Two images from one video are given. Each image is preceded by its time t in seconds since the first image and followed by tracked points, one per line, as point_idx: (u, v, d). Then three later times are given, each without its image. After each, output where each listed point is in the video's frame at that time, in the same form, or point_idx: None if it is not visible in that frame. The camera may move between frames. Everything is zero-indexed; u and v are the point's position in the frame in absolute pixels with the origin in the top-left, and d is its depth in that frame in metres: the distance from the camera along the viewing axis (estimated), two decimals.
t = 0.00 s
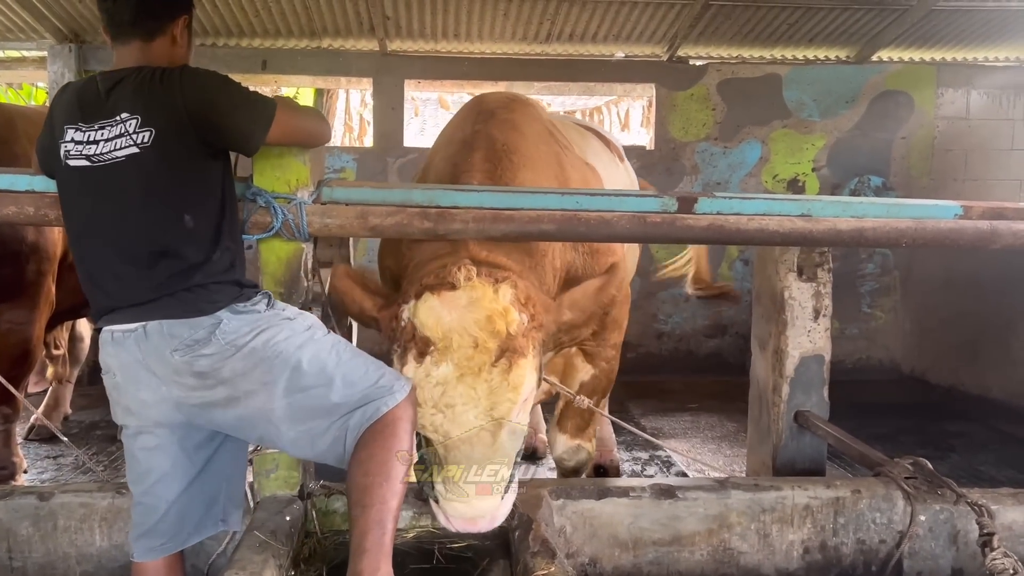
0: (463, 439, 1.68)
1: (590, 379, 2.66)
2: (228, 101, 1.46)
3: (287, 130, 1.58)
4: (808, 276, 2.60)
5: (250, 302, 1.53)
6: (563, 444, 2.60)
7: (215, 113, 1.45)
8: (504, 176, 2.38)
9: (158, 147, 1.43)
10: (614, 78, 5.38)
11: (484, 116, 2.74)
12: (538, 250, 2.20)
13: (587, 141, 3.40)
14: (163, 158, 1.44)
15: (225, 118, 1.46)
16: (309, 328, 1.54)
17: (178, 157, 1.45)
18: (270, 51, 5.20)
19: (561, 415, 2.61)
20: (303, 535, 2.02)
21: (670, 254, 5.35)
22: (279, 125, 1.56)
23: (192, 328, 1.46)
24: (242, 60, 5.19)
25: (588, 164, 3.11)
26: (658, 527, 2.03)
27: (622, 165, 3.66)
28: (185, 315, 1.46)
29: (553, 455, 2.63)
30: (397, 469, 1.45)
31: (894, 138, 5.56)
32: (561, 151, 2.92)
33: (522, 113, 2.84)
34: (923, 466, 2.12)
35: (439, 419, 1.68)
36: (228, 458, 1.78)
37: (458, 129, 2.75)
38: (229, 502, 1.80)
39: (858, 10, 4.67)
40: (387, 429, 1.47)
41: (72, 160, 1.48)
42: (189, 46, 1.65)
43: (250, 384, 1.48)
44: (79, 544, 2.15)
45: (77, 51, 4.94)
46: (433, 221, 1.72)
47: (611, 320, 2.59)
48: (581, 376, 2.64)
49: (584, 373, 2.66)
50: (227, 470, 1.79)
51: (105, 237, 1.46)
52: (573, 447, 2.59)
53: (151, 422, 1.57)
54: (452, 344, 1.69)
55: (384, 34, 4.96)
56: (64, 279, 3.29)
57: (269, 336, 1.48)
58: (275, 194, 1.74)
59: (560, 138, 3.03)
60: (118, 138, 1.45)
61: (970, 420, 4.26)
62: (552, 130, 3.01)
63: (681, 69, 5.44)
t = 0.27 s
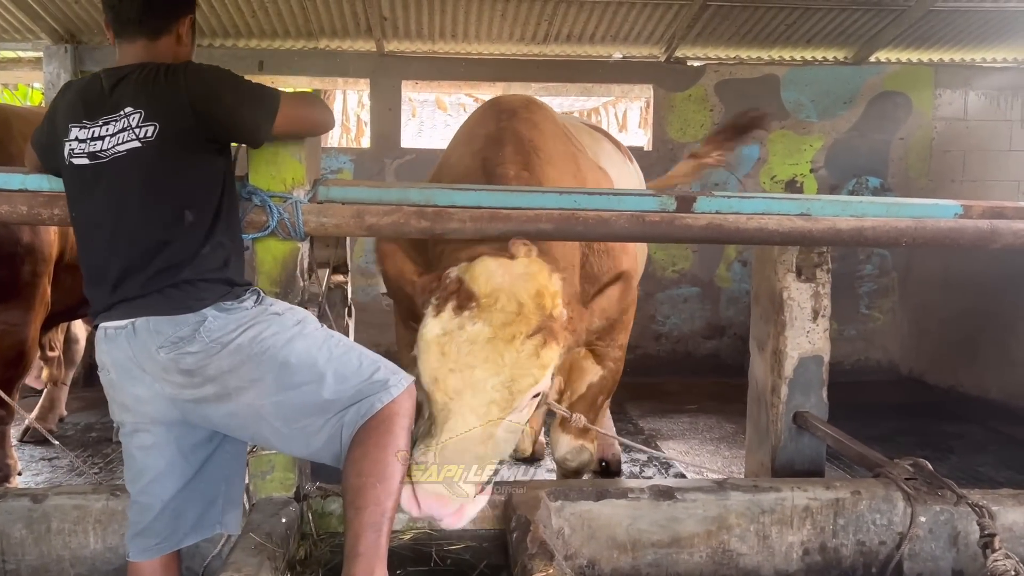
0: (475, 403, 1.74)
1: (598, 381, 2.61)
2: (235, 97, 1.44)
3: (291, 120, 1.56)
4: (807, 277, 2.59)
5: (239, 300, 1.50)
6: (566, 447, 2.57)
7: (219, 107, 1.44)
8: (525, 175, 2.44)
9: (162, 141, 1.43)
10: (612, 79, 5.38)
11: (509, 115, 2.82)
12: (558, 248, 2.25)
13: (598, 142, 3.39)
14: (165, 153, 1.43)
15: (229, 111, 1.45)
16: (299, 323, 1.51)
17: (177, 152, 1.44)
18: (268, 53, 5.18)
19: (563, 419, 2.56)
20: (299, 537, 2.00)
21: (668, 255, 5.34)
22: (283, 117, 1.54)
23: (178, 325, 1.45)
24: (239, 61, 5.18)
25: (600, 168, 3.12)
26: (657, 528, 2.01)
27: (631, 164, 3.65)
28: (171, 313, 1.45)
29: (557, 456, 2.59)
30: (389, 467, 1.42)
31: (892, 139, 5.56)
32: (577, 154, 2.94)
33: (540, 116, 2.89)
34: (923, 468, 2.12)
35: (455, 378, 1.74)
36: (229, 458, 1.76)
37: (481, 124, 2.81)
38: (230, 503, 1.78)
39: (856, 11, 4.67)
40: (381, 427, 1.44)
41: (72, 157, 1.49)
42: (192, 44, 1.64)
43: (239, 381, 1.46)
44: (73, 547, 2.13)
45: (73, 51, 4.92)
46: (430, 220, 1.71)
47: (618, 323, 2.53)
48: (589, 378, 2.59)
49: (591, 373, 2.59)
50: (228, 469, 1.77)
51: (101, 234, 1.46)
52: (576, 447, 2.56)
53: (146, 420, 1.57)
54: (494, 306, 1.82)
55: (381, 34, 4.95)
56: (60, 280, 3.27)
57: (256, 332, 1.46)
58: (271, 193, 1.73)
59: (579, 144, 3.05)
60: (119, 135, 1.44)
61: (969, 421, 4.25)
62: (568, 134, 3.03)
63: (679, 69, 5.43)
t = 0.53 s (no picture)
0: (485, 374, 1.75)
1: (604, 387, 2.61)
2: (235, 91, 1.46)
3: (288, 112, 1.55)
4: (806, 279, 2.56)
5: (224, 300, 1.46)
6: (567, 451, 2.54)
7: (223, 101, 1.45)
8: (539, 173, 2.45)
9: (162, 136, 1.41)
10: (609, 80, 5.36)
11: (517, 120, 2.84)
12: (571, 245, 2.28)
13: (600, 142, 3.37)
14: (166, 148, 1.42)
15: (231, 105, 1.46)
16: (284, 320, 1.47)
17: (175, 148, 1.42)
18: (263, 54, 5.15)
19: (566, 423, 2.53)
20: (292, 544, 1.96)
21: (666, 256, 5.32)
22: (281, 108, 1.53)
23: (160, 326, 1.41)
24: (233, 62, 5.14)
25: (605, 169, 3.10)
26: (656, 534, 1.99)
27: (632, 162, 3.62)
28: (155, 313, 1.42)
29: (558, 459, 2.55)
30: (379, 468, 1.39)
31: (890, 141, 5.56)
32: (584, 154, 2.92)
33: (547, 119, 2.90)
34: (925, 472, 2.10)
35: (467, 349, 1.77)
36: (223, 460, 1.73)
37: (493, 131, 2.84)
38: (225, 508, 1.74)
39: (854, 12, 4.66)
40: (370, 427, 1.40)
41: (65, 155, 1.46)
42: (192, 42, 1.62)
43: (224, 382, 1.42)
44: (63, 554, 2.09)
45: (66, 52, 4.88)
46: (425, 221, 1.68)
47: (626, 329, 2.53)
48: (598, 383, 2.59)
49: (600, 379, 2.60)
50: (221, 472, 1.73)
51: (92, 234, 1.44)
52: (578, 450, 2.53)
53: (134, 424, 1.54)
54: (514, 289, 1.87)
55: (377, 35, 4.92)
56: (51, 283, 3.24)
57: (239, 331, 1.43)
58: (263, 194, 1.71)
59: (584, 143, 3.04)
60: (117, 131, 1.41)
61: (968, 424, 4.24)
62: (575, 135, 3.02)
63: (676, 70, 5.41)
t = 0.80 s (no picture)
0: (474, 362, 1.79)
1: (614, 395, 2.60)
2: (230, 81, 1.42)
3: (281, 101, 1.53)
4: (805, 282, 2.52)
5: (208, 304, 1.40)
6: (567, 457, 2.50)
7: (217, 92, 1.42)
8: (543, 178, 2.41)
9: (156, 129, 1.38)
10: (605, 81, 5.32)
11: (519, 126, 2.82)
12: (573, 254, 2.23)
13: (603, 143, 3.32)
14: (163, 141, 1.38)
15: (227, 95, 1.42)
16: (269, 322, 1.41)
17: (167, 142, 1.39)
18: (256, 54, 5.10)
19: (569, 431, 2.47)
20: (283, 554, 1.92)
21: (662, 258, 5.29)
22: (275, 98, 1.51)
23: (141, 330, 1.36)
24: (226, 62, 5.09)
25: (610, 171, 3.05)
26: (655, 543, 1.95)
27: (635, 161, 3.58)
28: (138, 316, 1.37)
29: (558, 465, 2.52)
30: (367, 478, 1.33)
31: (888, 142, 5.55)
32: (590, 156, 2.88)
33: (550, 123, 2.86)
34: (928, 478, 2.07)
35: (460, 335, 1.81)
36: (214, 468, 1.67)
37: (497, 138, 2.82)
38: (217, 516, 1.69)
39: (852, 12, 4.64)
40: (358, 436, 1.34)
41: (53, 154, 1.42)
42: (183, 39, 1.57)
43: (207, 388, 1.37)
44: (47, 566, 2.04)
45: (56, 52, 4.82)
46: (419, 224, 1.63)
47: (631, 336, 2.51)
48: (607, 390, 2.57)
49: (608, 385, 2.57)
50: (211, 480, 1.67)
51: (79, 235, 1.40)
52: (581, 455, 2.52)
53: (119, 432, 1.49)
54: (510, 286, 1.91)
55: (370, 35, 4.88)
56: (36, 286, 3.18)
57: (222, 333, 1.37)
58: (253, 197, 1.65)
59: (588, 145, 3.00)
60: (110, 128, 1.38)
61: (967, 427, 4.22)
62: (579, 138, 2.98)
63: (672, 71, 5.38)
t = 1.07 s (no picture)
0: (476, 353, 1.76)
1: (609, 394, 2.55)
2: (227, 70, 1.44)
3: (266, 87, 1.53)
4: (800, 280, 2.50)
5: (205, 299, 1.38)
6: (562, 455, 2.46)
7: (214, 75, 1.42)
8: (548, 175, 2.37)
9: (155, 115, 1.37)
10: (598, 79, 5.30)
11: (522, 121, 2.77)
12: (575, 253, 2.19)
13: (607, 143, 3.30)
14: (164, 124, 1.38)
15: (224, 77, 1.43)
16: (267, 318, 1.39)
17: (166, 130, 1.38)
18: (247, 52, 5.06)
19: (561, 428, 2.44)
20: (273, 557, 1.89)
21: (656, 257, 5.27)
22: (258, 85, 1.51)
23: (137, 324, 1.34)
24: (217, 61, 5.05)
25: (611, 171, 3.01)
26: (650, 544, 1.92)
27: (640, 164, 3.56)
28: (133, 308, 1.35)
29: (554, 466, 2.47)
30: (362, 481, 1.30)
31: (882, 140, 5.54)
32: (592, 156, 2.85)
33: (553, 119, 2.82)
34: (926, 478, 2.05)
35: (464, 324, 1.77)
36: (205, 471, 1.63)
37: (501, 132, 2.78)
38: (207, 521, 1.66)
39: (846, 10, 4.63)
40: (353, 438, 1.31)
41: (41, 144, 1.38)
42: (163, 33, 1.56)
43: (201, 385, 1.34)
44: (32, 569, 2.00)
45: (45, 49, 4.77)
46: (410, 221, 1.60)
47: (627, 337, 2.50)
48: (601, 390, 2.52)
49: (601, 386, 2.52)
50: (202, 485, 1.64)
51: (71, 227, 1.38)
52: (576, 456, 2.46)
53: (109, 432, 1.46)
54: (519, 281, 1.86)
55: (362, 33, 4.84)
56: (19, 284, 3.14)
57: (219, 328, 1.35)
58: (241, 193, 1.61)
59: (591, 144, 2.97)
60: (104, 113, 1.35)
61: (963, 427, 4.22)
62: (581, 136, 2.95)
63: (665, 70, 5.36)
